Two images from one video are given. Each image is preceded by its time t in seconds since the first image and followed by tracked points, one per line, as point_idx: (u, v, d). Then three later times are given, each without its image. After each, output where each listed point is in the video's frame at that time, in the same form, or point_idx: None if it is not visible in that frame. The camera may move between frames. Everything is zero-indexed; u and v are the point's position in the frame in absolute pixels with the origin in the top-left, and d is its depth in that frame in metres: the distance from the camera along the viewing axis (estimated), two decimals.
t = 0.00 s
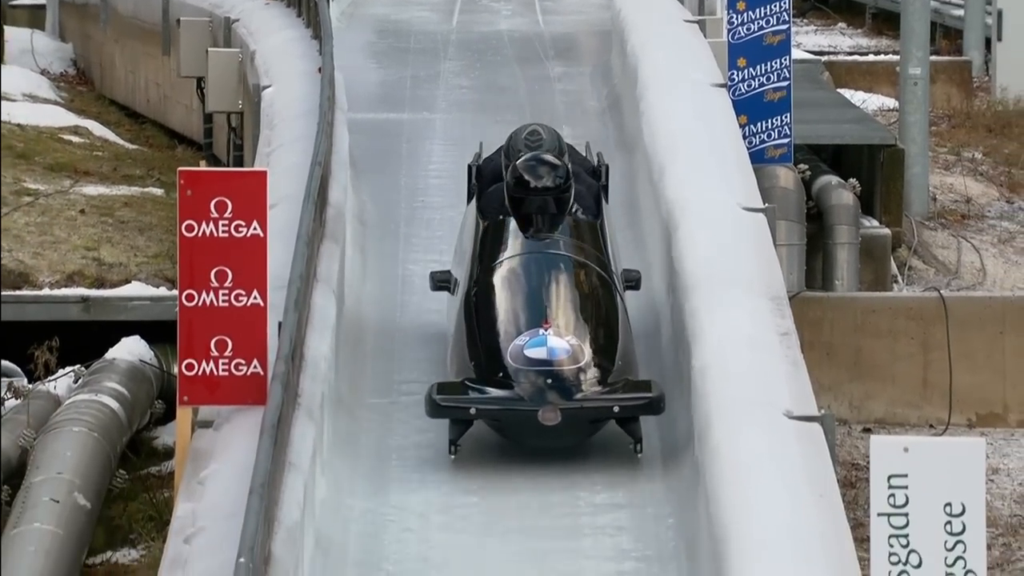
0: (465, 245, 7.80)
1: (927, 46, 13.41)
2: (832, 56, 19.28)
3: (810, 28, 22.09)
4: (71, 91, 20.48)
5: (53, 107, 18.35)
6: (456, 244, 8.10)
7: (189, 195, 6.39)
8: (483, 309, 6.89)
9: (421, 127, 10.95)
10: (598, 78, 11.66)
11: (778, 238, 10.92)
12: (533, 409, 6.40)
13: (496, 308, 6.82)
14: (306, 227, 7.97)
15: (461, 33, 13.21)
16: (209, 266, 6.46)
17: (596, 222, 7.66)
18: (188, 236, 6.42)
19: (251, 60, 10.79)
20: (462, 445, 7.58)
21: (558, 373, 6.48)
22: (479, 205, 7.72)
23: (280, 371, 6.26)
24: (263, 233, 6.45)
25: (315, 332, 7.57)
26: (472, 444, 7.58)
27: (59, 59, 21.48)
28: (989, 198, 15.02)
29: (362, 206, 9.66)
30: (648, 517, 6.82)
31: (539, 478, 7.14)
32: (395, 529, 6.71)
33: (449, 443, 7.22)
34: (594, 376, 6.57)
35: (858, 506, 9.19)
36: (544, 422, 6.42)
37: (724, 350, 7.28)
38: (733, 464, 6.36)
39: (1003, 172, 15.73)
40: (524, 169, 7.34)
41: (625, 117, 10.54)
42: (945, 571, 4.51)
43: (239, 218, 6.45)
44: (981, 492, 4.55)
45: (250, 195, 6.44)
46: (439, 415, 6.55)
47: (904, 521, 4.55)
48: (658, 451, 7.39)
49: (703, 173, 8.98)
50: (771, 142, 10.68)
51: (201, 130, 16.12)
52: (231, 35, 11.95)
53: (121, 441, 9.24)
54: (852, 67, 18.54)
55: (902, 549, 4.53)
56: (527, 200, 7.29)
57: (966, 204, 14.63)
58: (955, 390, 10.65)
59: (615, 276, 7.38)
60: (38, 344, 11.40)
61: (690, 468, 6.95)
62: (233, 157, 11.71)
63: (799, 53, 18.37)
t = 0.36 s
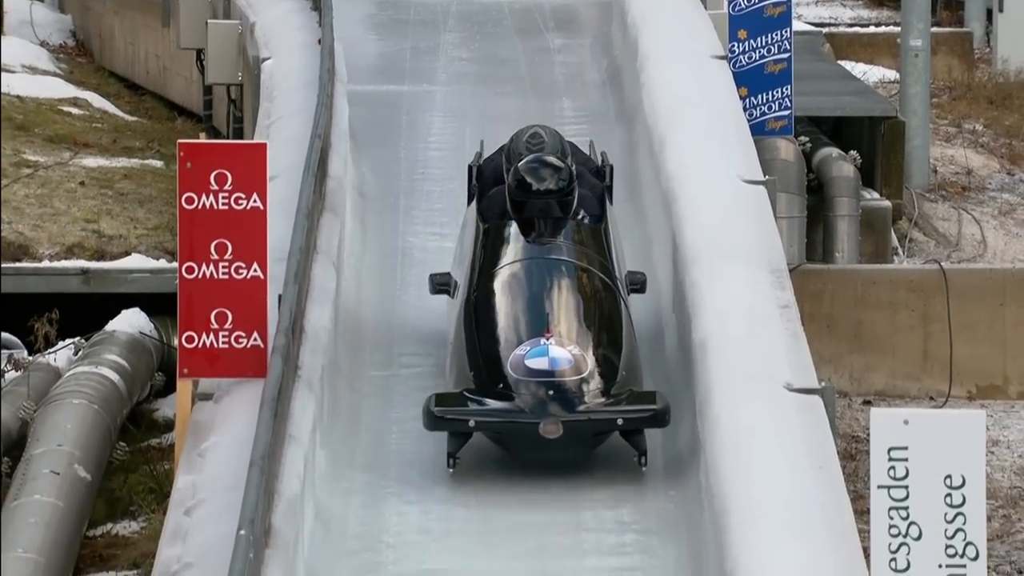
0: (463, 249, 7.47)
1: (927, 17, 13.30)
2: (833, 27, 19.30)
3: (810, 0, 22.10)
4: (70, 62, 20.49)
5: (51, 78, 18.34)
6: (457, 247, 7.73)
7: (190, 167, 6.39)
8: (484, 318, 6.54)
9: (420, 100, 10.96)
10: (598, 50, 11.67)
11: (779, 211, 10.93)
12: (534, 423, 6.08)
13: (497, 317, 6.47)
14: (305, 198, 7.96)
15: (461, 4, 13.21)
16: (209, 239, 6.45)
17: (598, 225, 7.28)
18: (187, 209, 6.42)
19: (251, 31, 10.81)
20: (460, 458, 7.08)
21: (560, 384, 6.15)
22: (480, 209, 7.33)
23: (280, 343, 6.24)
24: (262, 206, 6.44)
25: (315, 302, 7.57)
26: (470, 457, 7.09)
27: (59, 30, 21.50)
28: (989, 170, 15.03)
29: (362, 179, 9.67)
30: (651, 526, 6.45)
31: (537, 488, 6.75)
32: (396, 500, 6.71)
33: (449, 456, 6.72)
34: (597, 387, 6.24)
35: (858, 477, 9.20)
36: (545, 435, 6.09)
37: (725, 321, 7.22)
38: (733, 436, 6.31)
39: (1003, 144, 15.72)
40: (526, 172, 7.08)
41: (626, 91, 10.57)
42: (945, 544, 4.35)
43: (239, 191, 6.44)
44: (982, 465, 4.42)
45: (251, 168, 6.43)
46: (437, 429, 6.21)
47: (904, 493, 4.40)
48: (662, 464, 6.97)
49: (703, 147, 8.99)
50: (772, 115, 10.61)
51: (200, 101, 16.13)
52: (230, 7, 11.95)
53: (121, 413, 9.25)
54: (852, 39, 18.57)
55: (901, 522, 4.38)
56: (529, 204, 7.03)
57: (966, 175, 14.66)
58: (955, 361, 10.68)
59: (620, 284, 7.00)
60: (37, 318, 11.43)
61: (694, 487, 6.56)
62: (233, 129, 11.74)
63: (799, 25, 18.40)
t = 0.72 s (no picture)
0: (462, 250, 7.13)
1: None
2: None
3: None
4: (69, 29, 20.44)
5: (49, 45, 18.28)
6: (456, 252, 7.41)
7: (188, 135, 6.35)
8: (484, 326, 6.20)
9: (419, 68, 10.93)
10: (598, 18, 11.63)
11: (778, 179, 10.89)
12: (533, 433, 5.77)
13: (497, 324, 6.15)
14: (305, 165, 7.92)
15: None
16: (207, 207, 6.45)
17: (603, 226, 6.94)
18: (185, 177, 6.38)
19: None
20: (459, 470, 6.70)
21: (561, 394, 5.84)
22: (479, 211, 7.02)
23: (279, 312, 6.22)
24: (261, 174, 6.42)
25: (314, 271, 7.54)
26: (469, 469, 6.70)
27: None
28: (990, 138, 15.00)
29: (361, 147, 9.65)
30: (660, 537, 6.14)
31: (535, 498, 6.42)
32: (394, 469, 6.71)
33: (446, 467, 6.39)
34: (599, 396, 5.93)
35: (857, 446, 9.21)
36: (545, 446, 5.80)
37: (725, 291, 7.19)
38: (733, 404, 6.30)
39: (1003, 112, 15.69)
40: (526, 173, 6.79)
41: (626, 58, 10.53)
42: (944, 512, 4.46)
43: (238, 159, 6.42)
44: (981, 436, 4.50)
45: (250, 136, 6.41)
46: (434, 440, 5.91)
47: (903, 461, 4.49)
48: (666, 476, 6.62)
49: (703, 117, 8.94)
50: (772, 83, 10.60)
51: (198, 68, 16.10)
52: None
53: (120, 380, 9.26)
54: (852, 6, 18.53)
55: (901, 491, 4.48)
56: (530, 206, 6.72)
57: (966, 143, 14.65)
58: (955, 329, 10.70)
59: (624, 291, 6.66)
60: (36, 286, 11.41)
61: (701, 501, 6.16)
62: (232, 97, 11.73)
63: None
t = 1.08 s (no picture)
0: (461, 250, 6.88)
1: None
2: None
3: None
4: None
5: (45, 7, 18.17)
6: (455, 252, 7.13)
7: (187, 98, 6.28)
8: (485, 333, 5.91)
9: (418, 32, 10.88)
10: None
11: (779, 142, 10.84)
12: (534, 444, 5.43)
13: (498, 329, 5.87)
14: (304, 129, 7.85)
15: None
16: (206, 170, 6.39)
17: (608, 225, 6.67)
18: (184, 141, 6.32)
19: None
20: (458, 481, 6.31)
21: (563, 403, 5.53)
22: (481, 209, 6.73)
23: (277, 277, 6.17)
24: (260, 138, 6.34)
25: (314, 235, 7.49)
26: (469, 481, 6.32)
27: None
28: (992, 101, 14.93)
29: (360, 109, 9.59)
30: (664, 552, 5.80)
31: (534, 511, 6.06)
32: (394, 435, 6.68)
33: (445, 479, 6.02)
34: (602, 405, 5.62)
35: (858, 411, 9.20)
36: (546, 457, 5.46)
37: (725, 255, 7.16)
38: (734, 368, 6.27)
39: (1006, 74, 15.64)
40: (529, 172, 6.59)
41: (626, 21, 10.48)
42: (945, 477, 4.04)
43: (236, 123, 6.34)
44: (983, 398, 4.07)
45: (248, 100, 6.34)
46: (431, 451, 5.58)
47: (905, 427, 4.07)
48: (672, 487, 6.28)
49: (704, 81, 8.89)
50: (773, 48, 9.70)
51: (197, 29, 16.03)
52: None
53: (118, 344, 9.23)
54: None
55: (902, 455, 4.06)
56: (533, 206, 6.54)
57: (969, 106, 14.61)
58: (956, 293, 10.67)
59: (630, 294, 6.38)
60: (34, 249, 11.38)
61: (710, 515, 5.80)
62: (231, 60, 11.70)
63: None
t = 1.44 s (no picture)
0: (458, 248, 6.50)
1: None
2: None
3: None
4: None
5: None
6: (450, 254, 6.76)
7: (181, 54, 6.17)
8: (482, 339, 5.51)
9: None
10: None
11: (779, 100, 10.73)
12: (533, 454, 5.06)
13: (496, 335, 5.47)
14: (300, 86, 7.73)
15: None
16: (199, 128, 6.27)
17: (611, 225, 6.26)
18: (177, 98, 6.21)
19: None
20: (452, 492, 5.88)
21: (564, 411, 5.15)
22: (478, 208, 6.35)
23: (271, 236, 6.07)
24: (254, 95, 6.23)
25: (309, 193, 7.38)
26: (465, 492, 5.88)
27: None
28: (996, 57, 14.85)
29: (355, 66, 9.48)
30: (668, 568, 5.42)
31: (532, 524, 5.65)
32: (390, 395, 6.60)
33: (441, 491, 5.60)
34: (605, 412, 5.23)
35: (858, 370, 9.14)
36: (546, 468, 5.09)
37: (724, 212, 7.06)
38: (733, 328, 6.18)
39: (1010, 30, 15.53)
40: (528, 167, 6.16)
41: None
42: (947, 438, 3.80)
43: (230, 80, 6.23)
44: (985, 356, 3.83)
45: (241, 56, 6.22)
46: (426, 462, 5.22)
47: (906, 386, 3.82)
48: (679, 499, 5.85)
49: (703, 38, 8.80)
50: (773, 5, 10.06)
51: None
52: None
53: (112, 304, 9.15)
54: None
55: (903, 416, 3.81)
56: (533, 205, 6.13)
57: (972, 62, 14.51)
58: (959, 251, 10.59)
59: (633, 294, 5.98)
60: (26, 208, 11.26)
61: (718, 528, 5.40)
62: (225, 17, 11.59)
63: None
